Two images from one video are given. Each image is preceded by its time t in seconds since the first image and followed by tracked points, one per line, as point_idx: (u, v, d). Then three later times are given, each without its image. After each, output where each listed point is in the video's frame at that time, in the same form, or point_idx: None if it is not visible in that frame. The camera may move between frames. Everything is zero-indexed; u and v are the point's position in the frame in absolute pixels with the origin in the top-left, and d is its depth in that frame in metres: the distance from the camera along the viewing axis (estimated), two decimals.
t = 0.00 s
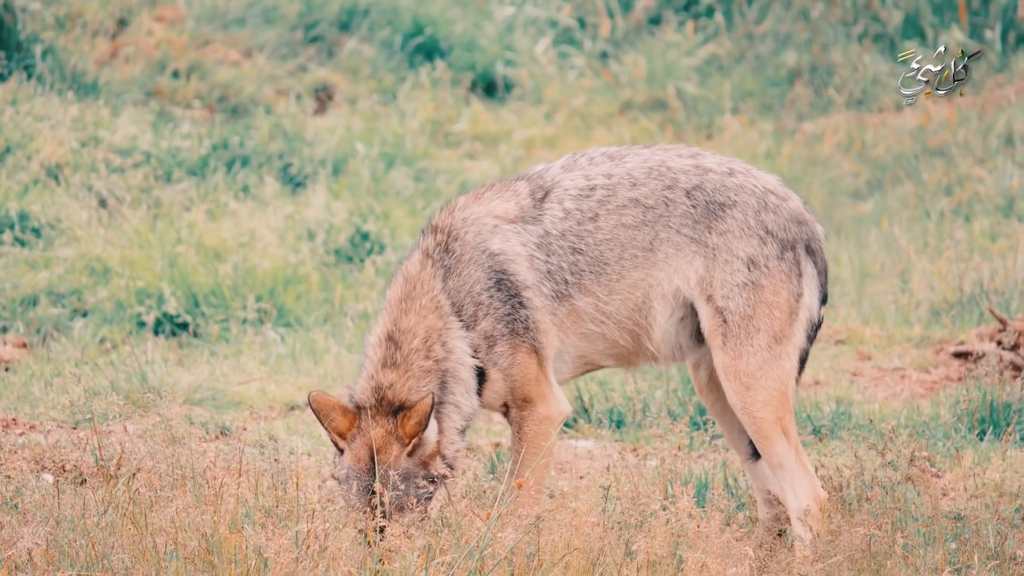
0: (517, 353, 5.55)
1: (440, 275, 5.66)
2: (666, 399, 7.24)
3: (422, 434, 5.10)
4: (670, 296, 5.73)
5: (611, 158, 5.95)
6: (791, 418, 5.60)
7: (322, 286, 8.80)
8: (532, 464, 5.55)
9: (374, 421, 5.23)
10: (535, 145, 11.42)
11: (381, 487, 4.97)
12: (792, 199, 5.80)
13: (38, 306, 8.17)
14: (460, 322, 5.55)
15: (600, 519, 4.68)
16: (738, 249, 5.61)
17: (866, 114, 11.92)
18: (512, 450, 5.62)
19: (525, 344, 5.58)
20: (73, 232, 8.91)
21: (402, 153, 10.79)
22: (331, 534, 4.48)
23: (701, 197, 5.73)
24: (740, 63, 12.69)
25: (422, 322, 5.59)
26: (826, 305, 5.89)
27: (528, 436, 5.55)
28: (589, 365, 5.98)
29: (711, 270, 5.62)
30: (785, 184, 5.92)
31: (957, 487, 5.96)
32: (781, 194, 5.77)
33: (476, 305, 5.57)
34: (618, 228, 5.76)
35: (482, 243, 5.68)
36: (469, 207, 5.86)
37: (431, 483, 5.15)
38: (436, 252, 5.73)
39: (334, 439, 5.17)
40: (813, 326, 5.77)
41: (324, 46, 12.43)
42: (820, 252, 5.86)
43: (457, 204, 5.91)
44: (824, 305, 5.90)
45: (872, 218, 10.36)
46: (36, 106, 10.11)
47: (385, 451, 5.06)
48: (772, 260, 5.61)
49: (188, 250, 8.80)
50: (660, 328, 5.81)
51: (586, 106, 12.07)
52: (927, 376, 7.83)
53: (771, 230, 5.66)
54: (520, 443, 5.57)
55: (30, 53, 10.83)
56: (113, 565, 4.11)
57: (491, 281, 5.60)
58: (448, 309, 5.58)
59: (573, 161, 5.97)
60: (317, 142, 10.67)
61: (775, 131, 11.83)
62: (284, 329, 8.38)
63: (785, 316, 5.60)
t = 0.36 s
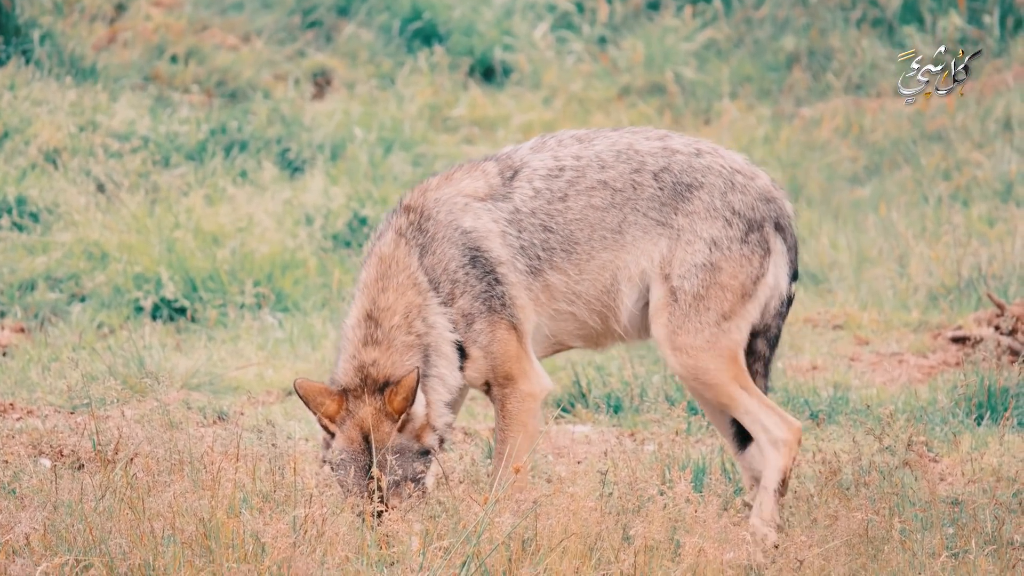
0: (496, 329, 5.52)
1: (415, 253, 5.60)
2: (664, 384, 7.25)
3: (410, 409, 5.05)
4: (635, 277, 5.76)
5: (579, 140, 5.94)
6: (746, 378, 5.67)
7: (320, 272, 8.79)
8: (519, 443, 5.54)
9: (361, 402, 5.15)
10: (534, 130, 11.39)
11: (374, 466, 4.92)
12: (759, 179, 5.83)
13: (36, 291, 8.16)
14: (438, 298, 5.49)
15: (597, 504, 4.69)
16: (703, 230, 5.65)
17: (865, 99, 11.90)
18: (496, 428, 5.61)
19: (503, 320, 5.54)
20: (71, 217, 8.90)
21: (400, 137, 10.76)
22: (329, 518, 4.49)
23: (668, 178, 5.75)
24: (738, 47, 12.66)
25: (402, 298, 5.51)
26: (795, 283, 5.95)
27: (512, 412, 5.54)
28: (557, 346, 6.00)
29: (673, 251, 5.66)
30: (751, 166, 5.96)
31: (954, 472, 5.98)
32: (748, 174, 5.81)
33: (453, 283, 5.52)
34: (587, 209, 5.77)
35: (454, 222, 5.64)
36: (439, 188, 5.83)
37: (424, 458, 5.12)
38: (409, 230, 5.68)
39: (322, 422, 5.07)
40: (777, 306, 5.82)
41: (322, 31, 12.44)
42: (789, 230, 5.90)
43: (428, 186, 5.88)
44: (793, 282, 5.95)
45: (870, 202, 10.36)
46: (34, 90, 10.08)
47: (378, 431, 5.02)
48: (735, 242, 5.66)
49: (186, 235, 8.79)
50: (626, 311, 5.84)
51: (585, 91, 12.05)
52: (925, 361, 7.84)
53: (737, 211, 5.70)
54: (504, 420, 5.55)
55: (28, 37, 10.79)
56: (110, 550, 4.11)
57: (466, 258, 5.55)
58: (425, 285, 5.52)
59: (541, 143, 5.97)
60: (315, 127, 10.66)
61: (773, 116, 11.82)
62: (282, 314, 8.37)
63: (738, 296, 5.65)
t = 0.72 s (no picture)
0: (478, 309, 5.59)
1: (390, 237, 5.59)
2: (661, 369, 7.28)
3: (408, 394, 5.05)
4: (604, 258, 5.83)
5: (546, 121, 6.00)
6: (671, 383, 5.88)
7: (318, 255, 8.79)
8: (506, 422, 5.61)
9: (356, 387, 5.13)
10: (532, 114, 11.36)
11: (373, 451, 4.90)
12: (725, 157, 5.90)
13: (34, 275, 8.16)
14: (419, 281, 5.51)
15: (594, 487, 4.70)
16: (671, 212, 5.73)
17: (863, 83, 11.88)
18: (483, 410, 5.68)
19: (483, 301, 5.62)
20: (68, 201, 8.88)
21: (398, 121, 10.74)
22: (326, 503, 4.51)
23: (635, 158, 5.84)
24: (736, 32, 12.66)
25: (384, 283, 5.48)
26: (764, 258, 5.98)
27: (498, 392, 5.61)
28: (528, 325, 6.06)
29: (641, 232, 5.75)
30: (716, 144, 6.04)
31: (952, 455, 6.00)
32: (714, 153, 5.88)
33: (433, 267, 5.54)
34: (556, 188, 5.83)
35: (429, 206, 5.67)
36: (410, 172, 5.82)
37: (421, 442, 5.11)
38: (384, 214, 5.67)
39: (318, 407, 5.04)
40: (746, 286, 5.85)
41: (319, 15, 12.49)
42: (753, 208, 5.95)
43: (398, 169, 5.87)
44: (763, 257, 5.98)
45: (868, 186, 10.36)
46: (32, 74, 10.06)
47: (373, 416, 5.00)
48: (703, 224, 5.73)
49: (183, 219, 8.78)
50: (594, 290, 5.92)
51: (582, 75, 12.03)
52: (922, 345, 7.85)
53: (704, 191, 5.77)
54: (491, 401, 5.63)
55: (25, 21, 10.76)
56: (108, 533, 4.13)
57: (443, 241, 5.59)
58: (404, 267, 5.52)
59: (507, 123, 6.02)
60: (313, 111, 10.66)
61: (771, 100, 11.82)
62: (279, 298, 8.36)
63: (702, 281, 5.75)
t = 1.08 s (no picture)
0: (464, 299, 5.61)
1: (378, 229, 5.56)
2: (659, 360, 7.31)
3: (406, 383, 5.05)
4: (584, 247, 5.89)
5: (524, 110, 6.03)
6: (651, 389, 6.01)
7: (315, 247, 8.79)
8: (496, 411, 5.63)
9: (353, 378, 5.14)
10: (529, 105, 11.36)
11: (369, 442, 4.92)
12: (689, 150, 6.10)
13: (31, 266, 8.16)
14: (407, 272, 5.49)
15: (591, 479, 4.70)
16: (649, 202, 5.86)
17: (859, 74, 11.88)
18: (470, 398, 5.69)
19: (469, 292, 5.63)
20: (65, 191, 8.86)
21: (395, 113, 10.74)
22: (323, 493, 4.51)
23: (613, 147, 5.92)
24: (733, 23, 12.67)
25: (373, 275, 5.46)
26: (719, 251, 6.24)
27: (486, 379, 5.63)
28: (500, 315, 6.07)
29: (623, 221, 5.83)
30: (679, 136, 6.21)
31: (948, 447, 6.00)
32: (681, 145, 6.06)
33: (420, 258, 5.54)
34: (539, 177, 5.85)
35: (415, 197, 5.65)
36: (393, 163, 5.80)
37: (416, 433, 5.12)
38: (370, 206, 5.63)
39: (314, 397, 5.06)
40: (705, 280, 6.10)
41: (316, 7, 12.49)
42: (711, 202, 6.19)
43: (380, 161, 5.83)
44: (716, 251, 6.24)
45: (865, 177, 10.36)
46: (29, 65, 10.04)
47: (369, 406, 5.00)
48: (677, 214, 5.91)
49: (180, 210, 8.77)
50: (569, 279, 5.98)
51: (579, 66, 12.03)
52: (919, 337, 7.86)
53: (676, 182, 5.94)
54: (479, 389, 5.64)
55: (22, 13, 10.73)
56: (105, 525, 4.12)
57: (430, 232, 5.59)
58: (392, 258, 5.50)
59: (487, 112, 6.03)
60: (310, 102, 10.66)
61: (767, 91, 11.82)
62: (277, 289, 8.36)
63: (677, 272, 5.92)
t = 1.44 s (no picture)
0: (458, 296, 5.62)
1: (371, 228, 5.55)
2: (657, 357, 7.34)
3: (397, 382, 5.05)
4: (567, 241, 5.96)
5: (501, 106, 6.08)
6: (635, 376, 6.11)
7: (312, 245, 8.79)
8: (489, 406, 5.64)
9: (344, 377, 5.11)
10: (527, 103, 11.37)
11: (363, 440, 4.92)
12: (656, 137, 6.22)
13: (29, 264, 8.15)
14: (401, 271, 5.48)
15: (589, 477, 4.73)
16: (626, 191, 5.96)
17: (856, 71, 11.88)
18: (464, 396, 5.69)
19: (462, 288, 5.65)
20: (63, 189, 8.85)
21: (392, 111, 10.74)
22: (320, 491, 4.51)
23: (589, 140, 6.00)
24: (730, 21, 12.68)
25: (367, 273, 5.45)
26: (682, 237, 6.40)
27: (479, 376, 5.65)
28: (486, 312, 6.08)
29: (602, 212, 5.92)
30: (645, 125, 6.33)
31: (946, 445, 6.00)
32: (650, 134, 6.18)
33: (414, 257, 5.54)
34: (522, 173, 5.90)
35: (406, 196, 5.66)
36: (382, 163, 5.79)
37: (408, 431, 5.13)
38: (363, 206, 5.62)
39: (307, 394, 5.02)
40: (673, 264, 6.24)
41: (313, 5, 12.52)
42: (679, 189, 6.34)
43: (370, 160, 5.82)
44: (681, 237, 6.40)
45: (862, 175, 10.36)
46: (26, 63, 10.03)
47: (361, 405, 4.99)
48: (651, 203, 6.04)
49: (178, 208, 8.76)
50: (552, 272, 6.04)
51: (576, 64, 12.03)
52: (917, 335, 7.86)
53: (648, 170, 6.06)
54: (473, 385, 5.66)
55: (19, 11, 10.72)
56: (103, 522, 4.12)
57: (423, 230, 5.59)
58: (386, 257, 5.49)
59: (466, 111, 6.06)
60: (307, 101, 10.68)
61: (764, 89, 11.83)
62: (274, 287, 8.36)
63: (652, 258, 6.05)
